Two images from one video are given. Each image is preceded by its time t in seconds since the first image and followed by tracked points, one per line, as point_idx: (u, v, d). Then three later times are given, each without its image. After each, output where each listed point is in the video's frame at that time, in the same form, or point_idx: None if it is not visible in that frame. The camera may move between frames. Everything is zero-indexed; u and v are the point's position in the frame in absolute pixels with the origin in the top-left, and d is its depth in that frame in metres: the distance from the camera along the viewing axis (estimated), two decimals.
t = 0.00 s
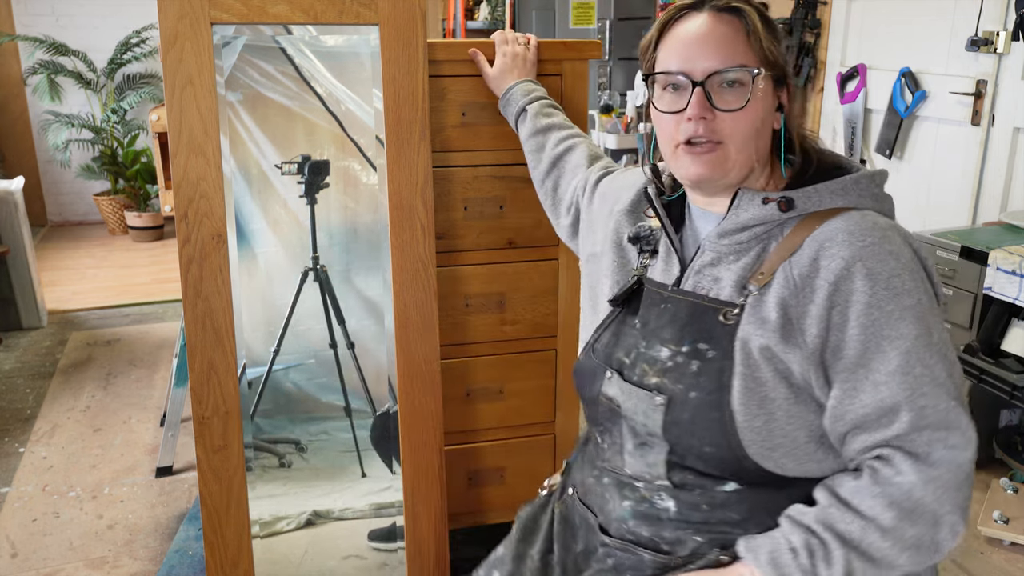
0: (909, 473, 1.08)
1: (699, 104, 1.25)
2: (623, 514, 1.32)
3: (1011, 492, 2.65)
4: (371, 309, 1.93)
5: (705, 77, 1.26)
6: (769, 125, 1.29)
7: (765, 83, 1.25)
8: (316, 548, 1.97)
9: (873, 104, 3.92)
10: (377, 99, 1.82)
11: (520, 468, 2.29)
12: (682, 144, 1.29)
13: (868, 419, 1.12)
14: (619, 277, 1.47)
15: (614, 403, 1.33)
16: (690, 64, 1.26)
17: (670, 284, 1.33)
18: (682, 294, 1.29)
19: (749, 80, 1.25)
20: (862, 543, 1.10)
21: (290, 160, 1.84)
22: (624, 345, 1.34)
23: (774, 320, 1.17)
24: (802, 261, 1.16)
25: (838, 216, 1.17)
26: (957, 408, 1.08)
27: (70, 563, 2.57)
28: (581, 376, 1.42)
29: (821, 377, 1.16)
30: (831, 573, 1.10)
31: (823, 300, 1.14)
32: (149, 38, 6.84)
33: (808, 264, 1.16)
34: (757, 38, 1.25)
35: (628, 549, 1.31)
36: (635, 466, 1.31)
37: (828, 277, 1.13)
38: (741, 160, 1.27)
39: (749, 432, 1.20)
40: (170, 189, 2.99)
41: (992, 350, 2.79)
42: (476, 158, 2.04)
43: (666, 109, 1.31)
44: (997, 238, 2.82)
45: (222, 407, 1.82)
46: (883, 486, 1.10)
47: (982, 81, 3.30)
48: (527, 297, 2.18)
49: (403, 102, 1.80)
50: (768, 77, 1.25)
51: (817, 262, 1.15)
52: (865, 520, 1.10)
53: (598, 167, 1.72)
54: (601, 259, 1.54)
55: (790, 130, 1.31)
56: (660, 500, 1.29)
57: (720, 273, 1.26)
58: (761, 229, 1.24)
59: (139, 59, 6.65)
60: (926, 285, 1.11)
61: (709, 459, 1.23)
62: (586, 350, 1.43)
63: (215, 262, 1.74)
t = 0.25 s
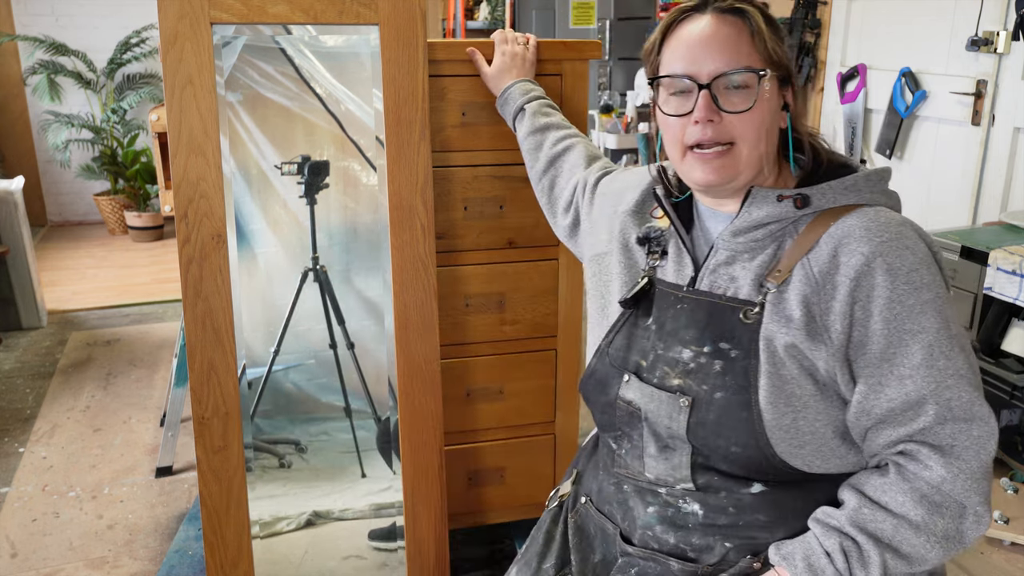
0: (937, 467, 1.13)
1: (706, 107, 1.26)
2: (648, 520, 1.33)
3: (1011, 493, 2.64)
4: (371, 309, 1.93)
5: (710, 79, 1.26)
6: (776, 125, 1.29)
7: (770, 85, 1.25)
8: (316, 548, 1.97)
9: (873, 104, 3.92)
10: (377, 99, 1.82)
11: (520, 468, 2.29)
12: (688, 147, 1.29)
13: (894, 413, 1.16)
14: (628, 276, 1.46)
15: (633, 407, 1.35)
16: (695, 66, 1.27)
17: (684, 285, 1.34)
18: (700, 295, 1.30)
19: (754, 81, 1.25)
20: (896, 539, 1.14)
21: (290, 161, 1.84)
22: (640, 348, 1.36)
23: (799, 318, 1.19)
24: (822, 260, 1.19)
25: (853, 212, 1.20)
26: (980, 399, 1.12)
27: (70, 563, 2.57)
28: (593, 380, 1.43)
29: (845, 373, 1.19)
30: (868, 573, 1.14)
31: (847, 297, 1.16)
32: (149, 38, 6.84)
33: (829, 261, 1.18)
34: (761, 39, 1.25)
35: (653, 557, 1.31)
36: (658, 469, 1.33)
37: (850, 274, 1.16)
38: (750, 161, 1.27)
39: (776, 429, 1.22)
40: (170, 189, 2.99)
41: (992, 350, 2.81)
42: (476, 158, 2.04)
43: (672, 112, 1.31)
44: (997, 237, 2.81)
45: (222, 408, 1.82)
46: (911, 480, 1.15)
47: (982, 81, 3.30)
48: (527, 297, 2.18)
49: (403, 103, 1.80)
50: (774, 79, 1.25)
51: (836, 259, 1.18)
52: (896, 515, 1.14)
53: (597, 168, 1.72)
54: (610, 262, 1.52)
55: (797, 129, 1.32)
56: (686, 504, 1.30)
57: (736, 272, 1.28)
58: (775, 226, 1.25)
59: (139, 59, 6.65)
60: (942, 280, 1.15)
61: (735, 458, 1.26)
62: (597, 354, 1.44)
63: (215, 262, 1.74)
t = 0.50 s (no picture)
0: (942, 472, 1.13)
1: (721, 107, 1.26)
2: (651, 519, 1.33)
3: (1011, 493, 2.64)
4: (371, 310, 1.93)
5: (726, 79, 1.26)
6: (790, 125, 1.29)
7: (786, 84, 1.25)
8: (316, 549, 1.97)
9: (873, 104, 3.92)
10: (377, 99, 1.82)
11: (521, 469, 2.29)
12: (703, 146, 1.29)
13: (901, 418, 1.16)
14: (638, 275, 1.46)
15: (639, 406, 1.35)
16: (710, 65, 1.26)
17: (694, 285, 1.34)
18: (709, 296, 1.30)
19: (770, 81, 1.25)
20: (899, 542, 1.14)
21: (290, 161, 1.84)
22: (647, 347, 1.36)
23: (809, 320, 1.19)
24: (833, 262, 1.19)
25: (867, 215, 1.20)
26: (988, 406, 1.12)
27: (70, 563, 2.57)
28: (599, 379, 1.43)
29: (854, 376, 1.19)
30: None
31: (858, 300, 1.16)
32: (149, 37, 6.84)
33: (841, 264, 1.18)
34: (777, 39, 1.25)
35: (654, 556, 1.31)
36: (662, 469, 1.33)
37: (861, 277, 1.16)
38: (764, 161, 1.27)
39: (782, 431, 1.22)
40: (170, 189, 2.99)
41: (993, 350, 2.80)
42: (476, 158, 2.04)
43: (686, 111, 1.31)
44: (997, 237, 2.81)
45: (222, 408, 1.82)
46: (916, 485, 1.15)
47: (982, 81, 3.30)
48: (527, 297, 2.18)
49: (403, 103, 1.80)
50: (790, 79, 1.26)
51: (849, 261, 1.18)
52: (901, 519, 1.15)
53: (603, 166, 1.70)
54: (619, 262, 1.52)
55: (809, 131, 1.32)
56: (689, 503, 1.30)
57: (747, 273, 1.28)
58: (788, 227, 1.25)
59: (139, 59, 6.65)
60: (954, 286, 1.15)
61: (742, 459, 1.26)
62: (605, 353, 1.43)
63: (215, 262, 1.74)
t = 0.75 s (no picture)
0: (941, 479, 1.13)
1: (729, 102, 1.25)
2: (647, 516, 1.33)
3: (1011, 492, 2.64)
4: (371, 310, 1.93)
5: (736, 75, 1.26)
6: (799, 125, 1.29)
7: (795, 82, 1.25)
8: (316, 549, 1.97)
9: (873, 104, 3.92)
10: (377, 99, 1.82)
11: (521, 469, 2.29)
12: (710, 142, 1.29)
13: (901, 423, 1.15)
14: (642, 273, 1.46)
15: (639, 403, 1.35)
16: (720, 61, 1.26)
17: (698, 284, 1.35)
18: (712, 296, 1.31)
19: (780, 78, 1.25)
20: (893, 548, 1.14)
21: (290, 161, 1.84)
22: (650, 345, 1.37)
23: (811, 323, 1.19)
24: (838, 266, 1.19)
25: (874, 219, 1.20)
26: (990, 414, 1.11)
27: (70, 563, 2.57)
28: (600, 376, 1.43)
29: (855, 380, 1.19)
30: None
31: (860, 304, 1.16)
32: (149, 37, 6.84)
33: (846, 267, 1.18)
34: (788, 36, 1.25)
35: (649, 552, 1.31)
36: (660, 467, 1.33)
37: (865, 281, 1.16)
38: (772, 159, 1.27)
39: (781, 433, 1.22)
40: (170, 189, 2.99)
41: (993, 350, 2.80)
42: (476, 158, 2.04)
43: (695, 107, 1.31)
44: (997, 237, 2.81)
45: (222, 408, 1.82)
46: (913, 491, 1.15)
47: (982, 81, 3.30)
48: (527, 297, 2.18)
49: (404, 103, 1.80)
50: (800, 77, 1.26)
51: (854, 265, 1.18)
52: (897, 524, 1.15)
53: (610, 164, 1.70)
54: (623, 259, 1.52)
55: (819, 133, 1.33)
56: (685, 501, 1.30)
57: (751, 274, 1.28)
58: (794, 229, 1.26)
59: (139, 59, 6.65)
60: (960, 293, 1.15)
61: (739, 459, 1.25)
62: (608, 349, 1.44)
63: (215, 262, 1.74)
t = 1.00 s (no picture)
0: (940, 478, 1.13)
1: (737, 98, 1.25)
2: (645, 516, 1.33)
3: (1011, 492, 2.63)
4: (371, 310, 1.93)
5: (743, 69, 1.25)
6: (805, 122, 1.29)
7: (803, 77, 1.25)
8: (317, 549, 1.97)
9: (873, 104, 3.92)
10: (377, 99, 1.82)
11: (521, 469, 2.29)
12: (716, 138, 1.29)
13: (902, 421, 1.15)
14: (644, 273, 1.45)
15: (639, 402, 1.34)
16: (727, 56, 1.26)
17: (700, 281, 1.35)
18: (713, 293, 1.31)
19: (788, 72, 1.24)
20: (890, 547, 1.14)
21: (290, 161, 1.84)
22: (649, 343, 1.36)
23: (814, 319, 1.19)
24: (842, 262, 1.19)
25: (880, 215, 1.20)
26: (992, 413, 1.11)
27: (70, 563, 2.57)
28: (600, 375, 1.43)
29: (857, 377, 1.18)
30: None
31: (863, 300, 1.16)
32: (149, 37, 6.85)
33: (849, 264, 1.18)
34: (795, 33, 1.25)
35: (647, 551, 1.32)
36: (659, 466, 1.32)
37: (869, 277, 1.16)
38: (778, 155, 1.27)
39: (782, 432, 1.21)
40: (170, 189, 2.99)
41: (993, 351, 2.80)
42: (475, 158, 2.05)
43: (702, 103, 1.30)
44: (997, 238, 2.81)
45: (222, 408, 1.82)
46: (911, 489, 1.15)
47: (982, 81, 3.29)
48: (527, 296, 2.18)
49: (404, 102, 1.80)
50: (807, 73, 1.26)
51: (858, 260, 1.18)
52: (895, 523, 1.15)
53: (603, 170, 1.63)
54: (620, 266, 1.50)
55: (826, 131, 1.34)
56: (683, 501, 1.30)
57: (754, 271, 1.28)
58: (797, 226, 1.25)
59: (139, 59, 6.65)
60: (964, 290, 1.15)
61: (739, 458, 1.25)
62: (608, 347, 1.43)
63: (215, 262, 1.74)
